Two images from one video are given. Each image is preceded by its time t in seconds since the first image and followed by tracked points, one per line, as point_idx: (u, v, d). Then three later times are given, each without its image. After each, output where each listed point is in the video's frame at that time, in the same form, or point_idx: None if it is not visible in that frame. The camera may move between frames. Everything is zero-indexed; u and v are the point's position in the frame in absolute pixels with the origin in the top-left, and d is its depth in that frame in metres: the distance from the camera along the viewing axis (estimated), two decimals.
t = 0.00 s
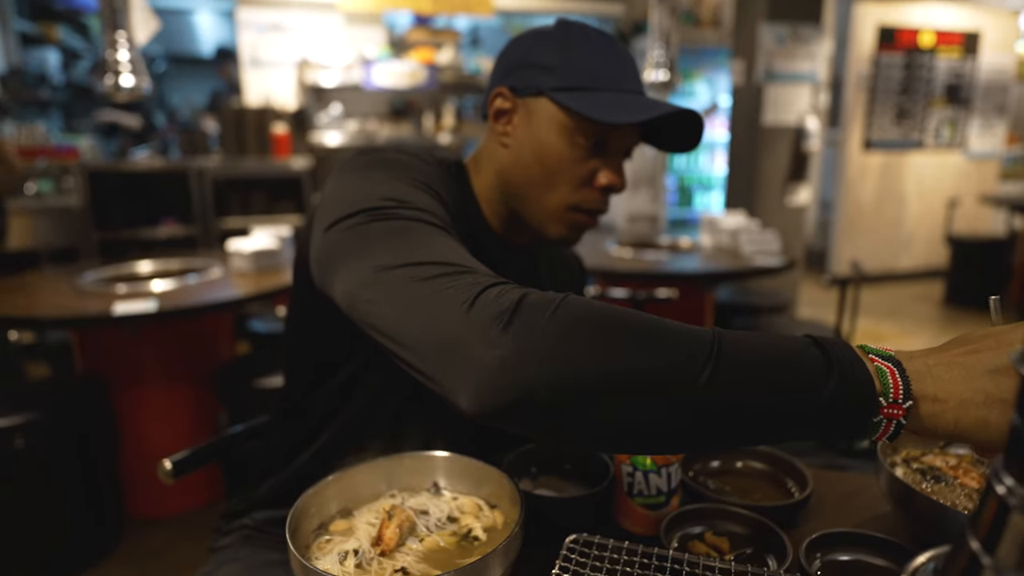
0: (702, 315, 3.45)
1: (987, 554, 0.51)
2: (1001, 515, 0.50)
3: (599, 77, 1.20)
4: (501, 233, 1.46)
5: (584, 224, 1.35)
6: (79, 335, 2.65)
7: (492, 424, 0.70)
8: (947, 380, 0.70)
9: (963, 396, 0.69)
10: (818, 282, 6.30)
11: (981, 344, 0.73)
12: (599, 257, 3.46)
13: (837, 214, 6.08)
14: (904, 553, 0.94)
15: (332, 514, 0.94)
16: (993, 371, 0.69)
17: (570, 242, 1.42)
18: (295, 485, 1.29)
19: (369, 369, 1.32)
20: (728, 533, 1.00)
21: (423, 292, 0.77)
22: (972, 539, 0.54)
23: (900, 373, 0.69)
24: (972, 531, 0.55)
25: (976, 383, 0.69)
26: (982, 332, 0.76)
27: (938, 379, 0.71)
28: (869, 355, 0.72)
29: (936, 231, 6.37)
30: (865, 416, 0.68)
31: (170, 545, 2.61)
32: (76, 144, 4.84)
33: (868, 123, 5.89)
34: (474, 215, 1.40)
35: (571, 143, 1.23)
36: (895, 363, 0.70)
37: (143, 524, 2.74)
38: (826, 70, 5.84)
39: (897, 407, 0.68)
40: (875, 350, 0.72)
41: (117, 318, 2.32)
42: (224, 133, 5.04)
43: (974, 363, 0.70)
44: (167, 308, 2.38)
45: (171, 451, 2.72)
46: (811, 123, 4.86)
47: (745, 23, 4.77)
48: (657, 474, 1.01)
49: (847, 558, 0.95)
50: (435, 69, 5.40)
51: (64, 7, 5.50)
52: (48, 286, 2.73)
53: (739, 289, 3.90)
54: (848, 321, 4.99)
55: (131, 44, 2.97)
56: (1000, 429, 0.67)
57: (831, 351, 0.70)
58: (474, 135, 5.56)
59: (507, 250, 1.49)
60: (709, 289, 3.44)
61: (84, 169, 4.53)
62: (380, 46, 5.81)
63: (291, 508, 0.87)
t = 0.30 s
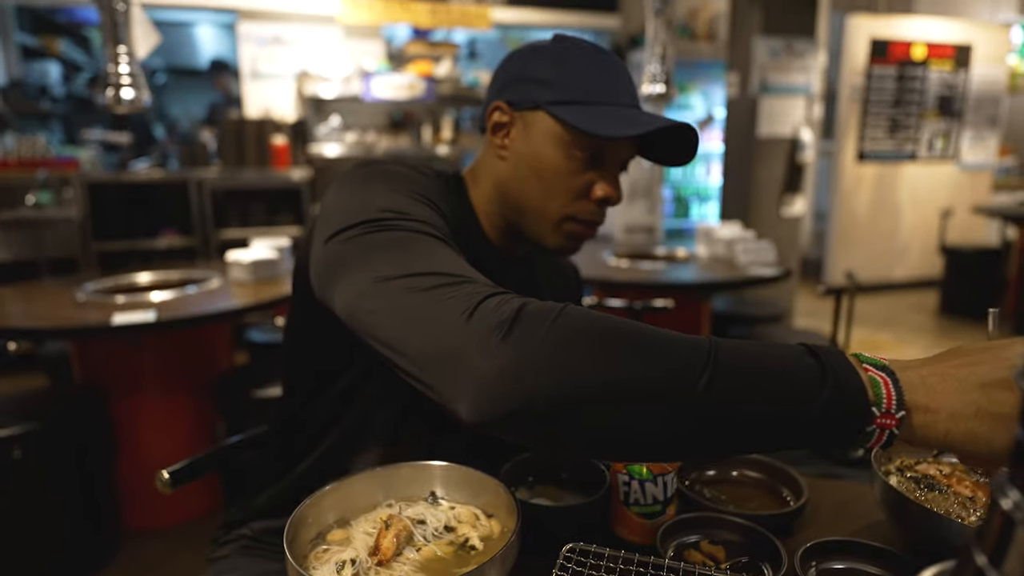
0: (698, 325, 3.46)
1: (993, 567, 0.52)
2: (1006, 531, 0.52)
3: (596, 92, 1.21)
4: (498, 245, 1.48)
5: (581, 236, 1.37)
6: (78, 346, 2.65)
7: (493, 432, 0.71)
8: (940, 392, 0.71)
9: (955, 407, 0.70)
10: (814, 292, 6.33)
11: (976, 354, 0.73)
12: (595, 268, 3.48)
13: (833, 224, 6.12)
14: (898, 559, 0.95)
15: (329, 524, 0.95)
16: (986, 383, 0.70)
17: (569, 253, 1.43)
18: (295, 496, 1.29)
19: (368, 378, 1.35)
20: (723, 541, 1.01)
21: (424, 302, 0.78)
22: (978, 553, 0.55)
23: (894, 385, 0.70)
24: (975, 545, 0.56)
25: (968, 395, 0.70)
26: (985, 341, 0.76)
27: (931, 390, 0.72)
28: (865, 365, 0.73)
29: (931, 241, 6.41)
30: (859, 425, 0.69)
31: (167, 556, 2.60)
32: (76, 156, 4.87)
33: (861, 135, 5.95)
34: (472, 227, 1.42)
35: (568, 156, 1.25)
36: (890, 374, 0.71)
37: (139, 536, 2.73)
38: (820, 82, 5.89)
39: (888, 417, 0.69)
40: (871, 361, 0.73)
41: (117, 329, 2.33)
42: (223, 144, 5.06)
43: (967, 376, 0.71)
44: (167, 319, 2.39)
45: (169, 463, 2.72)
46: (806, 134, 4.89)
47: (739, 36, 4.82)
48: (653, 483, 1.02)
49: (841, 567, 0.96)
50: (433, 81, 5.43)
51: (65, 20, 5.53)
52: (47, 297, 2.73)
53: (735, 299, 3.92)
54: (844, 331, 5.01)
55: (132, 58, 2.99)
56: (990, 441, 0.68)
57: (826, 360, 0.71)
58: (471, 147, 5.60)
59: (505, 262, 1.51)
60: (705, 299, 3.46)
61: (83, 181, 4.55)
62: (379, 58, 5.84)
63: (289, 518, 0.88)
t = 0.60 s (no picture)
0: (693, 338, 3.46)
1: None
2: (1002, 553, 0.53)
3: (584, 107, 1.22)
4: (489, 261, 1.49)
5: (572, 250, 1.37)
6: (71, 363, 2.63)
7: (489, 455, 0.70)
8: (926, 441, 0.72)
9: (941, 458, 0.71)
10: (808, 303, 6.33)
11: (960, 402, 0.74)
12: (589, 281, 3.49)
13: (826, 235, 6.14)
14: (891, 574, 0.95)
15: (322, 545, 0.94)
16: (968, 435, 0.70)
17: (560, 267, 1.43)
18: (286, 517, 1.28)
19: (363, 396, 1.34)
20: (717, 559, 1.01)
21: (422, 323, 0.78)
22: None
23: (883, 434, 0.71)
24: None
25: (951, 445, 0.71)
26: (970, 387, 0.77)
27: (917, 439, 0.72)
28: (856, 412, 0.73)
29: (924, 251, 6.43)
30: (848, 472, 0.69)
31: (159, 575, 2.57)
32: (70, 170, 4.86)
33: (853, 146, 5.98)
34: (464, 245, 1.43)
35: (558, 173, 1.25)
36: (880, 422, 0.72)
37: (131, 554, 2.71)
38: (811, 95, 5.94)
39: (877, 466, 0.70)
40: (862, 408, 0.74)
41: (110, 345, 2.32)
42: (218, 158, 5.05)
43: (951, 426, 0.72)
44: (161, 334, 2.38)
45: (162, 480, 2.70)
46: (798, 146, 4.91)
47: (731, 50, 4.86)
48: (646, 502, 1.02)
49: None
50: (428, 94, 5.45)
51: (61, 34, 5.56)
52: (39, 313, 2.72)
53: (730, 311, 3.92)
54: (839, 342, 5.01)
55: (127, 74, 3.01)
56: (975, 491, 0.69)
57: (821, 407, 0.71)
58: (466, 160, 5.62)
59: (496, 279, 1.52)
60: (700, 312, 3.46)
61: (77, 196, 4.55)
62: (373, 73, 5.86)
63: (280, 542, 0.87)
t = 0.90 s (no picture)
0: (683, 354, 3.49)
1: None
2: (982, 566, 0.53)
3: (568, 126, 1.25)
4: (475, 277, 1.53)
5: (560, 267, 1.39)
6: (60, 379, 2.63)
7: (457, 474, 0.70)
8: (896, 441, 0.72)
9: (910, 458, 0.71)
10: (798, 318, 6.38)
11: (932, 400, 0.75)
12: (579, 296, 3.51)
13: (814, 251, 6.20)
14: None
15: (310, 564, 0.95)
16: (935, 430, 0.71)
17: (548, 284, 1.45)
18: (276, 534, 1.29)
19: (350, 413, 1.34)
20: None
21: (393, 339, 0.78)
22: None
23: (853, 439, 0.72)
24: None
25: (920, 443, 0.71)
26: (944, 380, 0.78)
27: (890, 440, 0.72)
28: (826, 417, 0.74)
29: (911, 266, 6.50)
30: (817, 477, 0.71)
31: None
32: (62, 187, 4.85)
33: (839, 164, 6.06)
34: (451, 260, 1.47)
35: (543, 190, 1.27)
36: (849, 426, 0.73)
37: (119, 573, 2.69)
38: (798, 113, 6.02)
39: (848, 470, 0.71)
40: (833, 413, 0.75)
41: (98, 362, 2.32)
42: (212, 175, 5.02)
43: (919, 423, 0.72)
44: (150, 350, 2.38)
45: (151, 498, 2.69)
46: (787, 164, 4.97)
47: (719, 68, 4.92)
48: (636, 519, 1.03)
49: None
50: (420, 111, 5.51)
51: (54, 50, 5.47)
52: (28, 330, 2.71)
53: (720, 327, 3.95)
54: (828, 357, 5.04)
55: (121, 93, 3.03)
56: (949, 487, 0.68)
57: (788, 416, 0.73)
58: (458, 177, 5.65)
59: (481, 294, 1.56)
60: (690, 327, 3.49)
61: (67, 212, 4.55)
62: (365, 91, 5.90)
63: (269, 563, 0.87)
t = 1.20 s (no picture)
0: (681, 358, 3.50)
1: None
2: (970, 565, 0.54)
3: (564, 129, 1.25)
4: (472, 282, 1.53)
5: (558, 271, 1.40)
6: (59, 385, 2.63)
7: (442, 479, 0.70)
8: (877, 436, 0.73)
9: (894, 451, 0.72)
10: (795, 322, 6.40)
11: (911, 394, 0.76)
12: (577, 302, 3.52)
13: (810, 255, 6.23)
14: None
15: (311, 570, 0.95)
16: (917, 424, 0.72)
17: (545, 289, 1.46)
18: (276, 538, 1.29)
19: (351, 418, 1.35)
20: None
21: (380, 345, 0.78)
22: None
23: (835, 434, 0.72)
24: None
25: (901, 438, 0.72)
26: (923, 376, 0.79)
27: (872, 435, 0.73)
28: (808, 413, 0.74)
29: (907, 270, 6.53)
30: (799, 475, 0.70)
31: None
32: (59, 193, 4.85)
33: (835, 169, 6.08)
34: (446, 264, 1.47)
35: (539, 194, 1.28)
36: (831, 421, 0.73)
37: None
38: (794, 119, 6.05)
39: (830, 466, 0.71)
40: (815, 409, 0.75)
41: (97, 367, 2.32)
42: (208, 182, 5.02)
43: (901, 417, 0.73)
44: (149, 356, 2.38)
45: (150, 503, 2.69)
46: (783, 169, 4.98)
47: (716, 74, 4.95)
48: (637, 523, 1.03)
49: None
50: (417, 117, 5.53)
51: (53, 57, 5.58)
52: (26, 336, 2.71)
53: (717, 332, 3.96)
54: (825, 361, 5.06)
55: (120, 99, 3.04)
56: (931, 481, 0.70)
57: (767, 410, 0.73)
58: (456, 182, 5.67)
59: (478, 299, 1.57)
60: (687, 331, 3.50)
61: (66, 218, 4.56)
62: (363, 96, 5.92)
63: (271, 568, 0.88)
